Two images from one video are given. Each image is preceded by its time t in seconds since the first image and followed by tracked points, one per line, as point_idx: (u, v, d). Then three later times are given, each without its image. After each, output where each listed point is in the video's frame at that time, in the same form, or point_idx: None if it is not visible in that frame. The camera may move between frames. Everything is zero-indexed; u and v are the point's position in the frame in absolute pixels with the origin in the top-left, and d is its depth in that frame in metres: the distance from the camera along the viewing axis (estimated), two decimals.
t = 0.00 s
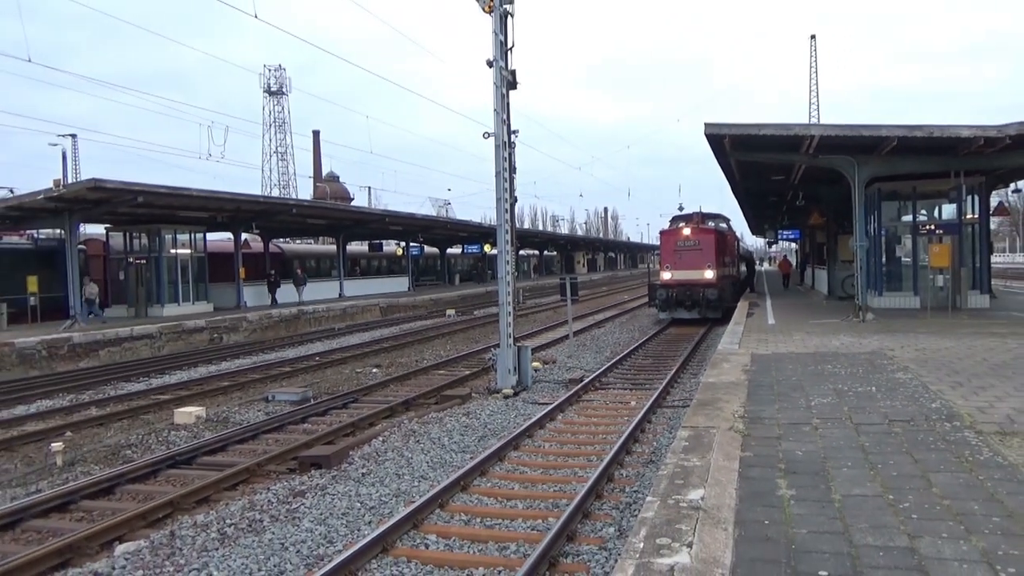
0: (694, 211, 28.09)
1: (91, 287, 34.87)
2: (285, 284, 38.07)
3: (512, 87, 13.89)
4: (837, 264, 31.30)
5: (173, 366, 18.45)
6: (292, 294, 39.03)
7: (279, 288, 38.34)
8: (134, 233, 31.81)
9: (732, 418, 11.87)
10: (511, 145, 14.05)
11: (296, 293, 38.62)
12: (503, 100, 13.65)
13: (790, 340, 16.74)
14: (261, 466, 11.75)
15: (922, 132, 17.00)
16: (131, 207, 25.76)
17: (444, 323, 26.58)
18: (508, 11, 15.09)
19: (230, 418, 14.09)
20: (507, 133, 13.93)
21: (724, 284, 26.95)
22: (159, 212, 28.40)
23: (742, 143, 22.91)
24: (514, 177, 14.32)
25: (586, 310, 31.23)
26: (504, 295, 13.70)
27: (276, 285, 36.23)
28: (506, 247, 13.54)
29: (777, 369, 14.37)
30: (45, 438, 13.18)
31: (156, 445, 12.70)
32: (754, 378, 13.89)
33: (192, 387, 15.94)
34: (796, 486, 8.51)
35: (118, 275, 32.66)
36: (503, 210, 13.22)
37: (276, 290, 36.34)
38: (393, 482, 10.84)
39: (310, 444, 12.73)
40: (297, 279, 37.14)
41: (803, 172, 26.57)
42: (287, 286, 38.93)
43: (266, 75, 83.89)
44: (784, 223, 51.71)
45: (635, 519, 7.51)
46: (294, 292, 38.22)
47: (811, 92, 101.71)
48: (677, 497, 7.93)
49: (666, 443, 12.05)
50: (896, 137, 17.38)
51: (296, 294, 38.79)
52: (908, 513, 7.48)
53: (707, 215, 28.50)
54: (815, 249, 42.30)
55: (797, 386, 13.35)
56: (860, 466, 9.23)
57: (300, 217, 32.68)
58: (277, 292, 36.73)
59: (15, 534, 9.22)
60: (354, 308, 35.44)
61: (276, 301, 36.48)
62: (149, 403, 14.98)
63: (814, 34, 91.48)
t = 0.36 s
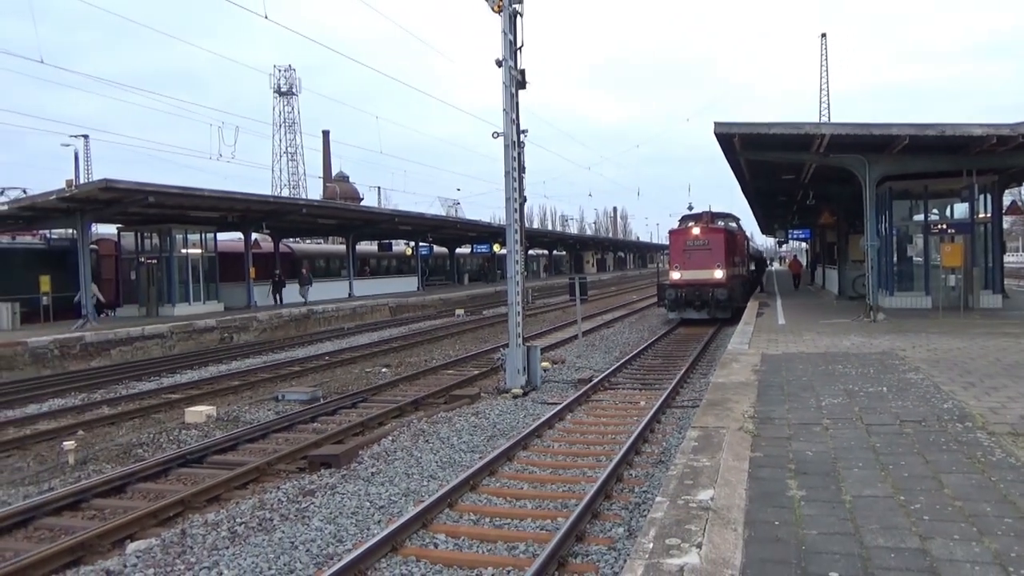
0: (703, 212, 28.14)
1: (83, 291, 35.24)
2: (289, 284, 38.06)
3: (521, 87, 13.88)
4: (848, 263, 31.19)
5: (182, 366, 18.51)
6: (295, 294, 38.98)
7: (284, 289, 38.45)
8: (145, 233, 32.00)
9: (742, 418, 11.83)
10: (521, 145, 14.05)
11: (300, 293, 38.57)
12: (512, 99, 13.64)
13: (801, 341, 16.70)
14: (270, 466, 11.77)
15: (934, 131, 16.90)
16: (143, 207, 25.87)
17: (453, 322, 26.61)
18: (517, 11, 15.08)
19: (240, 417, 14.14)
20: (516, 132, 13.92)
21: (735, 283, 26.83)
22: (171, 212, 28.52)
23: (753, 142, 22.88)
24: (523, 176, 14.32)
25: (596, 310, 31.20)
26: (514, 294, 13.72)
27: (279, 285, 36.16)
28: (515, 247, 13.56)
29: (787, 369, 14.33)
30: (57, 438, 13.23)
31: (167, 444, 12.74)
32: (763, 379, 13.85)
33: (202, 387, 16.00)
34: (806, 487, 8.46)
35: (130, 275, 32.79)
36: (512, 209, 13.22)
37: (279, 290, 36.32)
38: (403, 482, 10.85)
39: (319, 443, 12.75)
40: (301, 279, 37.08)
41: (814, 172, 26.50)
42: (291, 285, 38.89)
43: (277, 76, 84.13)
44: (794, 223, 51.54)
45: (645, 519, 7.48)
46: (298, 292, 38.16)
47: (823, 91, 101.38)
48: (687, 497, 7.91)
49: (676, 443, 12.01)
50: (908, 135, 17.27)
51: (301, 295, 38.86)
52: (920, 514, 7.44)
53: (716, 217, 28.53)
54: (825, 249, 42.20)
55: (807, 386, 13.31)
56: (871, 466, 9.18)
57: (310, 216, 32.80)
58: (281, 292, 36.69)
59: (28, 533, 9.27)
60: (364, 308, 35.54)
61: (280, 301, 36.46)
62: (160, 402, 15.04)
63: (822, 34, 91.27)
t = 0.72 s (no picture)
0: (703, 212, 28.16)
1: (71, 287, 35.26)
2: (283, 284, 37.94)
3: (522, 87, 13.87)
4: (848, 263, 31.20)
5: (183, 366, 18.53)
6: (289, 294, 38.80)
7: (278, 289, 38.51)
8: (145, 233, 31.99)
9: (742, 418, 11.82)
10: (521, 145, 14.04)
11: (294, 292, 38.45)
12: (512, 99, 13.64)
13: (801, 340, 16.69)
14: (270, 466, 11.75)
15: (934, 131, 16.89)
16: (143, 208, 25.85)
17: (453, 322, 26.62)
18: (517, 11, 15.08)
19: (241, 417, 14.14)
20: (516, 132, 13.91)
21: (735, 283, 26.84)
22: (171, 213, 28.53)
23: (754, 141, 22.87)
24: (524, 175, 14.31)
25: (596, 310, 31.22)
26: (515, 294, 13.73)
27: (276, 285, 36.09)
28: (516, 246, 13.56)
29: (788, 369, 14.33)
30: (57, 438, 13.23)
31: (167, 444, 12.73)
32: (763, 379, 13.84)
33: (202, 387, 16.01)
34: (807, 487, 8.45)
35: (130, 275, 32.77)
36: (513, 209, 13.22)
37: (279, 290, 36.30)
38: (403, 482, 10.84)
39: (320, 443, 12.75)
40: (295, 279, 36.93)
41: (815, 172, 26.51)
42: (286, 286, 38.89)
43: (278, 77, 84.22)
44: (794, 222, 51.52)
45: (645, 518, 7.46)
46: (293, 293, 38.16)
47: (823, 91, 101.49)
48: (687, 497, 7.90)
49: (676, 443, 12.00)
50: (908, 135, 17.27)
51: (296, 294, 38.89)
52: (920, 514, 7.43)
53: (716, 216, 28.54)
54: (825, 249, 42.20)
55: (807, 386, 13.31)
56: (872, 466, 9.17)
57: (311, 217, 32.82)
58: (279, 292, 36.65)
59: (28, 533, 9.27)
60: (364, 308, 35.55)
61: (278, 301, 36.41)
62: (160, 402, 15.05)
63: (821, 34, 91.18)
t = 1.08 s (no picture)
0: (703, 212, 28.18)
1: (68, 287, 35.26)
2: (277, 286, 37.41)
3: (522, 87, 13.87)
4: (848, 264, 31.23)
5: (184, 366, 18.55)
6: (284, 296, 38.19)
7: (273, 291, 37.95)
8: (146, 234, 32.00)
9: (742, 418, 11.83)
10: (521, 145, 14.04)
11: (289, 293, 37.85)
12: (512, 100, 13.65)
13: (802, 340, 16.71)
14: (271, 466, 11.76)
15: (934, 131, 16.90)
16: (144, 208, 25.85)
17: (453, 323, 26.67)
18: (517, 12, 15.09)
19: (241, 417, 14.16)
20: (517, 132, 13.91)
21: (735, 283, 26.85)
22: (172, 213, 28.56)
23: (754, 142, 22.86)
24: (524, 175, 14.30)
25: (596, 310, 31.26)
26: (515, 293, 13.72)
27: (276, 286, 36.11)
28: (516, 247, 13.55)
29: (789, 369, 14.34)
30: (57, 438, 13.24)
31: (167, 444, 12.72)
32: (764, 379, 13.85)
33: (202, 387, 16.04)
34: (807, 487, 8.46)
35: (130, 276, 32.79)
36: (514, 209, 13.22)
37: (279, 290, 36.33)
38: (404, 483, 10.85)
39: (320, 444, 12.75)
40: (289, 280, 36.76)
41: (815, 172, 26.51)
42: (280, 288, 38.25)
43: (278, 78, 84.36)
44: (794, 223, 51.53)
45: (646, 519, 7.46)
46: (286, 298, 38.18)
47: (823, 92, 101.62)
48: (687, 497, 7.91)
49: (676, 443, 12.00)
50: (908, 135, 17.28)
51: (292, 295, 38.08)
52: (920, 514, 7.43)
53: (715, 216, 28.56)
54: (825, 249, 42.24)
55: (808, 386, 13.33)
56: (872, 466, 9.18)
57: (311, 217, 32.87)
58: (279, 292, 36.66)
59: (28, 533, 9.27)
60: (365, 308, 35.59)
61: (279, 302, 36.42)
62: (161, 402, 15.08)
63: (821, 34, 91.11)
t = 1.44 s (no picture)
0: (702, 212, 28.19)
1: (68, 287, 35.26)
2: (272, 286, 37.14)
3: (522, 87, 13.88)
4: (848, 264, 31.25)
5: (184, 366, 18.54)
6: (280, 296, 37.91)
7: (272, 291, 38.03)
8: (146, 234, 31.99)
9: (743, 418, 11.83)
10: (521, 145, 14.03)
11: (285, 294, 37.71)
12: (512, 100, 13.65)
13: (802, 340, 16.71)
14: (271, 466, 11.76)
15: (934, 131, 16.90)
16: (144, 208, 25.82)
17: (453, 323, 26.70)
18: (517, 12, 15.08)
19: (241, 417, 14.16)
20: (517, 132, 13.91)
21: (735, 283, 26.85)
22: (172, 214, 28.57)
23: (754, 141, 22.86)
24: (524, 176, 14.30)
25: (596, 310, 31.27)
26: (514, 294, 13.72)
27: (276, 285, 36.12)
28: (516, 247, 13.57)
29: (789, 369, 14.34)
30: (57, 438, 13.24)
31: (167, 444, 12.71)
32: (765, 379, 13.85)
33: (202, 387, 16.05)
34: (807, 487, 8.45)
35: (130, 276, 32.80)
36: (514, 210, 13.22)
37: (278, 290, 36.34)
38: (404, 483, 10.85)
39: (320, 444, 12.75)
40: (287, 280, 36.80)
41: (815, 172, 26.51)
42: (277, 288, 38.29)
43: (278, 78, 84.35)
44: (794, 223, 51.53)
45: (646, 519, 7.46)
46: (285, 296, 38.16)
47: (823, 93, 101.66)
48: (687, 497, 7.92)
49: (676, 443, 12.01)
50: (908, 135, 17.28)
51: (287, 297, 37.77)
52: (920, 514, 7.44)
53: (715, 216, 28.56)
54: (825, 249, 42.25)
55: (807, 386, 13.33)
56: (872, 466, 9.19)
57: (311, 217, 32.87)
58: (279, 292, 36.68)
59: (28, 533, 9.27)
60: (365, 308, 35.60)
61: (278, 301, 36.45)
62: (161, 402, 15.08)
63: (822, 35, 91.08)
